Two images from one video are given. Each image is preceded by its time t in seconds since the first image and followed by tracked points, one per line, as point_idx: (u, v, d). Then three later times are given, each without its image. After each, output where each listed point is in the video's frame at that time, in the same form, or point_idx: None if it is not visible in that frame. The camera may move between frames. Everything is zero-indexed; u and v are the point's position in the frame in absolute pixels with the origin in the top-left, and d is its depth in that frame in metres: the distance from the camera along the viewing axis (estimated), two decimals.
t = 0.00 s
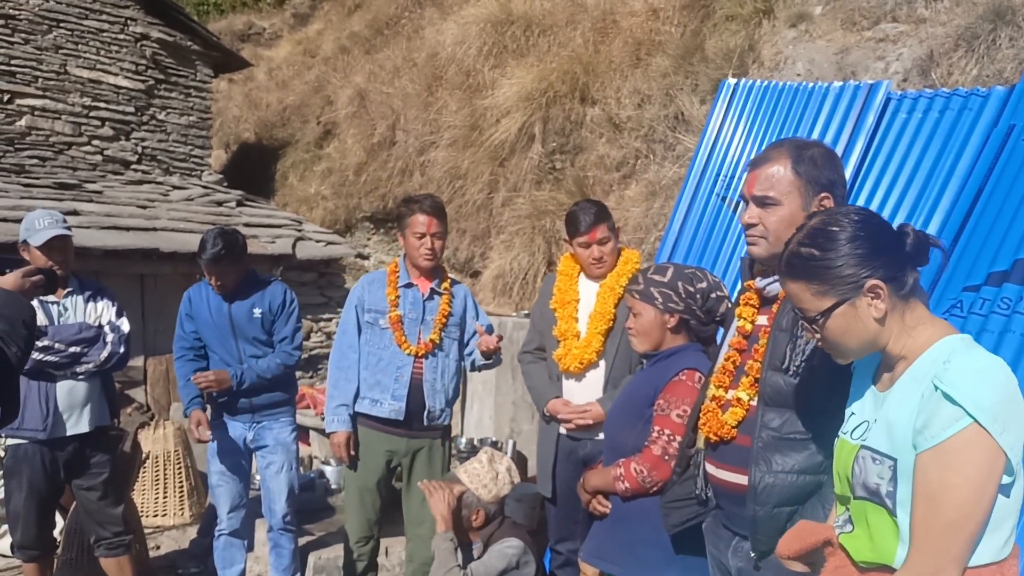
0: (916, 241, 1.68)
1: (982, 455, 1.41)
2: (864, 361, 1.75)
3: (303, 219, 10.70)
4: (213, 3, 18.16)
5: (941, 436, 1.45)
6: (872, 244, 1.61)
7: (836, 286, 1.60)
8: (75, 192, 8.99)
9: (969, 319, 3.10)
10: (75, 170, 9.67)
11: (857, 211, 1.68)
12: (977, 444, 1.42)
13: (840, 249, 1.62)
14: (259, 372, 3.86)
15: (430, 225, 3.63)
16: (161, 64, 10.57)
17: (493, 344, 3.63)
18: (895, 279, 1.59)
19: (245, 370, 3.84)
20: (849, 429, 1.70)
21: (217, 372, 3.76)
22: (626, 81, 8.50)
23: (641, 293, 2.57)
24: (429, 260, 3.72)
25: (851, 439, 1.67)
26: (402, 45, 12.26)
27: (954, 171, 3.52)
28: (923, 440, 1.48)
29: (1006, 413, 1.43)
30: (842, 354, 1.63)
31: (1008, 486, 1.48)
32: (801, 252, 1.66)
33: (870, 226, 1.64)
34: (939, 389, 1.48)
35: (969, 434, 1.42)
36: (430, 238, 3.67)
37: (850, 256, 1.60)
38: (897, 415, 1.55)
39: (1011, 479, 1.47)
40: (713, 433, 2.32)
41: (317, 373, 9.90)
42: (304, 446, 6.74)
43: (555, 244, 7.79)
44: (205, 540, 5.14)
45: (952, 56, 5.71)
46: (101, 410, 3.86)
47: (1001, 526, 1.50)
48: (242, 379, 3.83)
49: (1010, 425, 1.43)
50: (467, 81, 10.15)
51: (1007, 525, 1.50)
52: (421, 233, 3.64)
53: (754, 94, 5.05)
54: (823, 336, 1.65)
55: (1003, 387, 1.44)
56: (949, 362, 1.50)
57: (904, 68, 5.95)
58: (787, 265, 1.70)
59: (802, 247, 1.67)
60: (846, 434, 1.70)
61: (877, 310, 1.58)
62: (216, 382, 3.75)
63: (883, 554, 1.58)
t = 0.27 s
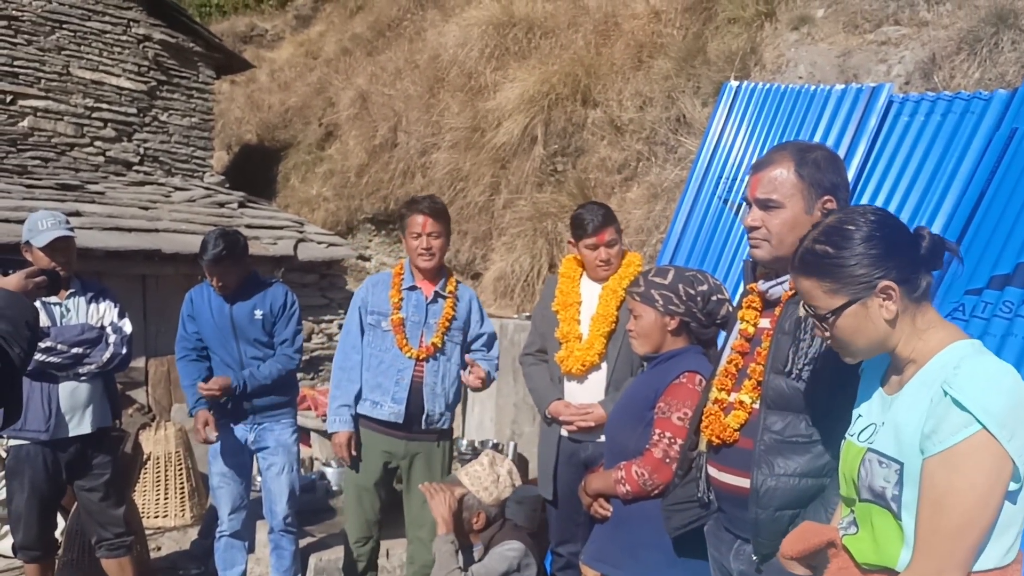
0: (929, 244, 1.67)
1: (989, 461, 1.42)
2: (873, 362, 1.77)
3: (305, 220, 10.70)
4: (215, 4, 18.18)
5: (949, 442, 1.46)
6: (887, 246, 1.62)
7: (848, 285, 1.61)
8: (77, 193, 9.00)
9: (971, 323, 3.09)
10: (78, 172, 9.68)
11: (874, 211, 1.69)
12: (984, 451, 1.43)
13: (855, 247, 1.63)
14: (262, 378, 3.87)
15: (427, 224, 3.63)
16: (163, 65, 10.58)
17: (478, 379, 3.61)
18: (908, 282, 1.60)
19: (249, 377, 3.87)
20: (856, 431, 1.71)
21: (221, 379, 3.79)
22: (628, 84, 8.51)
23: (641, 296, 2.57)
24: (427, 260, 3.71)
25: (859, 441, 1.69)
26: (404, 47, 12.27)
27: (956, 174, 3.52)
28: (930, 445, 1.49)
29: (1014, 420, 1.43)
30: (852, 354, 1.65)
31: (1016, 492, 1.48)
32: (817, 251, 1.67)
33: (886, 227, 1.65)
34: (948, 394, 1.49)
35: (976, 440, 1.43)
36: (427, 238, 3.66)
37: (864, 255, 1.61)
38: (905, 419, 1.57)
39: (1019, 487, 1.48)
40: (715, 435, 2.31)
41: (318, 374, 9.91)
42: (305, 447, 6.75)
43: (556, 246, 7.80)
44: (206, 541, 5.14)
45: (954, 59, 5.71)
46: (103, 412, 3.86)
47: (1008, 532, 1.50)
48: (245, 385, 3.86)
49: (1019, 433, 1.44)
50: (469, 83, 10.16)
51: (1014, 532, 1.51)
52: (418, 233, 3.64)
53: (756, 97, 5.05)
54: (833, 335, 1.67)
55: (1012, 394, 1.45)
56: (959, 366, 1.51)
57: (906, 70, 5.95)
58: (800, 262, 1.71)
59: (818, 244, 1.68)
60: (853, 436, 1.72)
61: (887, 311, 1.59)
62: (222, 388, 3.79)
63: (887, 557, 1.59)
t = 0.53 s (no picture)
0: (939, 247, 1.66)
1: (992, 462, 1.43)
2: (879, 364, 1.78)
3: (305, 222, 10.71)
4: (217, 6, 18.22)
5: (951, 443, 1.47)
6: (896, 247, 1.62)
7: (855, 285, 1.62)
8: (78, 194, 9.01)
9: (973, 326, 3.07)
10: (79, 173, 9.69)
11: (885, 212, 1.70)
12: (987, 452, 1.43)
13: (863, 247, 1.63)
14: (264, 377, 3.88)
15: (418, 227, 3.64)
16: (165, 67, 10.59)
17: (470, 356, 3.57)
18: (916, 284, 1.60)
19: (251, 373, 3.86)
20: (860, 434, 1.72)
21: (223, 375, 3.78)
22: (629, 86, 8.52)
23: (640, 298, 2.57)
24: (422, 263, 3.71)
25: (863, 444, 1.69)
26: (406, 49, 12.28)
27: (957, 177, 3.52)
28: (934, 446, 1.50)
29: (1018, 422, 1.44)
30: (858, 352, 1.65)
31: (1019, 495, 1.48)
32: (825, 249, 1.68)
33: (897, 228, 1.66)
34: (951, 396, 1.50)
35: (979, 441, 1.44)
36: (421, 241, 3.68)
37: (871, 257, 1.62)
38: (909, 420, 1.57)
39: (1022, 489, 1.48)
40: (716, 438, 2.30)
41: (319, 376, 9.91)
42: (306, 449, 6.75)
43: (557, 248, 7.80)
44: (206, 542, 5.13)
45: (955, 63, 5.71)
46: (104, 413, 3.86)
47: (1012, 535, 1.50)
48: (247, 382, 3.85)
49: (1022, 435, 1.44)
50: (471, 85, 10.17)
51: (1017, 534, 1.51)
52: (410, 236, 3.67)
53: (756, 100, 5.06)
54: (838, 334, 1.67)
55: (1016, 395, 1.45)
56: (961, 368, 1.52)
57: (907, 74, 5.95)
58: (808, 260, 1.72)
59: (827, 243, 1.69)
60: (856, 439, 1.72)
61: (894, 311, 1.59)
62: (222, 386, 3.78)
63: (888, 559, 1.59)
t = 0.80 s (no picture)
0: (949, 255, 1.65)
1: (989, 466, 1.43)
2: (883, 364, 1.78)
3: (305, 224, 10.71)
4: (216, 8, 18.25)
5: (948, 445, 1.48)
6: (906, 250, 1.62)
7: (859, 283, 1.63)
8: (77, 195, 9.01)
9: (971, 328, 3.08)
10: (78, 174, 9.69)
11: (901, 214, 1.69)
12: (984, 455, 1.43)
13: (873, 247, 1.64)
14: (263, 378, 3.88)
15: (408, 229, 3.64)
16: (165, 68, 10.60)
17: (452, 361, 3.60)
18: (922, 289, 1.60)
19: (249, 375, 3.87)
20: (861, 435, 1.73)
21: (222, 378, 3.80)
22: (629, 88, 8.53)
23: (640, 300, 2.57)
24: (415, 263, 3.72)
25: (864, 445, 1.70)
26: (406, 51, 12.29)
27: (956, 180, 3.52)
28: (932, 448, 1.51)
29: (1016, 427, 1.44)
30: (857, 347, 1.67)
31: (1017, 500, 1.48)
32: (837, 243, 1.69)
33: (910, 230, 1.65)
34: (951, 399, 1.50)
35: (976, 444, 1.44)
36: (412, 243, 3.68)
37: (880, 257, 1.62)
38: (909, 422, 1.58)
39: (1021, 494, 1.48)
40: (715, 440, 2.31)
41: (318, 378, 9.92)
42: (305, 451, 6.75)
43: (556, 250, 7.81)
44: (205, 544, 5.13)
45: (954, 66, 5.72)
46: (103, 414, 3.86)
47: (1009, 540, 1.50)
48: (245, 384, 3.85)
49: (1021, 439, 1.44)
50: (470, 87, 10.18)
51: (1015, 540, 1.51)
52: (401, 238, 3.67)
53: (756, 102, 5.06)
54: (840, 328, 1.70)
55: (1015, 399, 1.45)
56: (961, 370, 1.52)
57: (906, 77, 5.95)
58: (818, 252, 1.74)
59: (838, 238, 1.70)
60: (857, 440, 1.73)
61: (895, 313, 1.61)
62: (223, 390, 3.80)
63: (884, 560, 1.60)
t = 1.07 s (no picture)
0: (955, 273, 1.63)
1: (983, 468, 1.43)
2: (884, 365, 1.79)
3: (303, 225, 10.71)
4: (216, 9, 18.28)
5: (943, 447, 1.48)
6: (910, 261, 1.60)
7: (856, 283, 1.64)
8: (76, 196, 9.01)
9: (970, 330, 3.09)
10: (77, 175, 9.68)
11: (924, 219, 1.65)
12: (979, 457, 1.44)
13: (882, 250, 1.62)
14: (266, 381, 3.87)
15: (400, 228, 3.64)
16: (164, 70, 10.60)
17: (434, 355, 3.55)
18: (921, 300, 1.59)
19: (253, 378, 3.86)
20: (861, 436, 1.73)
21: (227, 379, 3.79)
22: (628, 91, 8.54)
23: (640, 302, 2.58)
24: (406, 263, 3.72)
25: (863, 445, 1.70)
26: (405, 52, 12.30)
27: (955, 183, 3.52)
28: (928, 450, 1.51)
29: (1012, 430, 1.44)
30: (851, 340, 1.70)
31: (1013, 502, 1.48)
32: (849, 238, 1.69)
33: (921, 241, 1.62)
34: (947, 400, 1.50)
35: (970, 447, 1.45)
36: (404, 242, 3.68)
37: (885, 264, 1.61)
38: (907, 423, 1.58)
39: (1017, 498, 1.48)
40: (713, 443, 2.31)
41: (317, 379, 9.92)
42: (303, 452, 6.74)
43: (555, 252, 7.81)
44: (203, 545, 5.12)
45: (953, 68, 5.72)
46: (102, 416, 3.85)
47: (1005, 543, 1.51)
48: (249, 386, 3.85)
49: (1016, 442, 1.44)
50: (470, 89, 10.18)
51: (1010, 542, 1.51)
52: (393, 237, 3.67)
53: (755, 104, 5.07)
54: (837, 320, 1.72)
55: (1011, 401, 1.45)
56: (959, 372, 1.52)
57: (905, 79, 5.96)
58: (829, 243, 1.74)
59: (850, 234, 1.69)
60: (857, 441, 1.74)
61: (885, 319, 1.61)
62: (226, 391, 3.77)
63: (879, 561, 1.61)
